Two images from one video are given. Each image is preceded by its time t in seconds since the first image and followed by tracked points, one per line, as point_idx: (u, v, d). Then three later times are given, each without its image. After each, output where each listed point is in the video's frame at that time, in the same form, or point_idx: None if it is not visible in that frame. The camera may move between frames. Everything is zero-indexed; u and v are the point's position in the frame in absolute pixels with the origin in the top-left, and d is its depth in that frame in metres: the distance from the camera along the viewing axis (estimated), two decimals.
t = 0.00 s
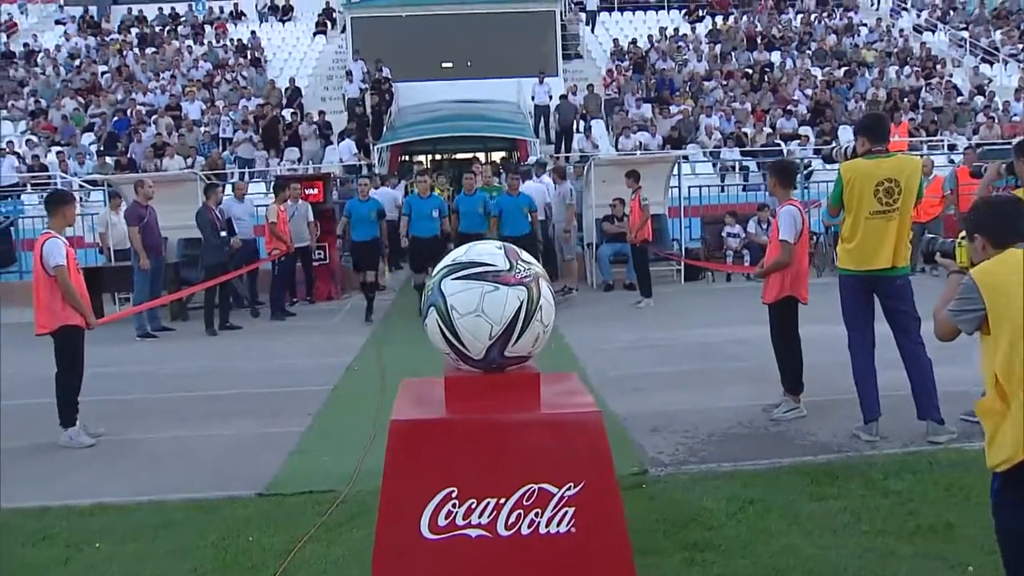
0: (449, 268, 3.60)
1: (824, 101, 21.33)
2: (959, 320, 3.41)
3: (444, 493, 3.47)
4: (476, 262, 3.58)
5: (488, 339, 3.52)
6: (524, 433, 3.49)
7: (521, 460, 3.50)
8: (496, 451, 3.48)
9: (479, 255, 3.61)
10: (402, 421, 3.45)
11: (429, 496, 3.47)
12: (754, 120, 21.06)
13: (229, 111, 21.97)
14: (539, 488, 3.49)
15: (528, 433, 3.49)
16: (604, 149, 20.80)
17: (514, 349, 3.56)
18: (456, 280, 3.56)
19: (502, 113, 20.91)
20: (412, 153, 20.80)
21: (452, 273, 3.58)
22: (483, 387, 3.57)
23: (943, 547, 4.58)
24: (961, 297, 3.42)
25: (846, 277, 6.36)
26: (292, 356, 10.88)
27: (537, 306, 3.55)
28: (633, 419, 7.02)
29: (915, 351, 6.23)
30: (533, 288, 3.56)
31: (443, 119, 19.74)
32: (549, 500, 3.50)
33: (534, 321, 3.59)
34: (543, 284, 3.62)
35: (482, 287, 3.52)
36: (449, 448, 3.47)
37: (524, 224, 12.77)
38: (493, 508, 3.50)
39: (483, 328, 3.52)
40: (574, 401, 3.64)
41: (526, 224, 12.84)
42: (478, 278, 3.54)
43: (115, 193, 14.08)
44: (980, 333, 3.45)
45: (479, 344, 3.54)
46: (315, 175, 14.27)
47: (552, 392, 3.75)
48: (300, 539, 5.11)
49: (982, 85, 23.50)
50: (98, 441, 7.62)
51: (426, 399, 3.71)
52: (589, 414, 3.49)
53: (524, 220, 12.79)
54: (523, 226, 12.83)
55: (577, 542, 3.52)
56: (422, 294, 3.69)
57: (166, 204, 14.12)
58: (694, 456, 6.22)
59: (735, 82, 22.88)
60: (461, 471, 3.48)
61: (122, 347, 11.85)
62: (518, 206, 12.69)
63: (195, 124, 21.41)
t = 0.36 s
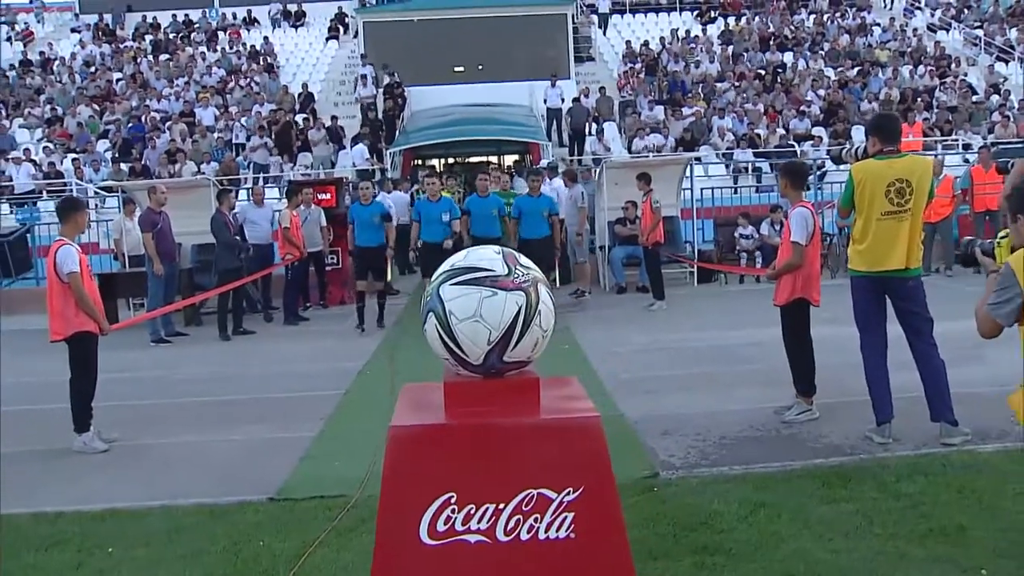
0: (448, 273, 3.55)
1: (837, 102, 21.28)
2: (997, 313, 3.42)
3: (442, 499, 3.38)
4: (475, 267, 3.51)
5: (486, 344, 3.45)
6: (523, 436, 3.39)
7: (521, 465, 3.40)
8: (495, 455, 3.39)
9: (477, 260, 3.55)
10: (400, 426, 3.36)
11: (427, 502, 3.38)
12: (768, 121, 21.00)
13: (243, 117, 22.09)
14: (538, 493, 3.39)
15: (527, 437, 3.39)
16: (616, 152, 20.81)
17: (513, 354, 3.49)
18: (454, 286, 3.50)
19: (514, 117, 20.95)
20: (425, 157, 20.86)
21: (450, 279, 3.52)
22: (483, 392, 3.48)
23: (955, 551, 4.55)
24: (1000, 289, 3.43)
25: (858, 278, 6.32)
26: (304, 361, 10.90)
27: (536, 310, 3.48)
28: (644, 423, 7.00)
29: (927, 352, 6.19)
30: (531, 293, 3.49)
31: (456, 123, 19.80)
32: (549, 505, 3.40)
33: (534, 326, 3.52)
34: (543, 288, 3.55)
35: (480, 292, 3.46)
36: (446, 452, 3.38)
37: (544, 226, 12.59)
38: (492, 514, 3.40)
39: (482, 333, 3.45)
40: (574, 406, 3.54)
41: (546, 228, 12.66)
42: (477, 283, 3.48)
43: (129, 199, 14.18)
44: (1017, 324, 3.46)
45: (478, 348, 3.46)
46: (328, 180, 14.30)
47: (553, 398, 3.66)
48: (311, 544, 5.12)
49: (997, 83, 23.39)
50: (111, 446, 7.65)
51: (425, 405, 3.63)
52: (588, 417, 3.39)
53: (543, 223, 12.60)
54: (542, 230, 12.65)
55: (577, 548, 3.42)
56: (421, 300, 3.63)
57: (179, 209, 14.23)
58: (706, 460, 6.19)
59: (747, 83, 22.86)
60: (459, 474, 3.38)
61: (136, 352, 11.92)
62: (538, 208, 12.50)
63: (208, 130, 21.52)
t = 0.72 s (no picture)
0: (440, 284, 3.52)
1: (837, 111, 21.35)
2: None
3: (434, 511, 3.35)
4: (467, 278, 3.49)
5: (479, 355, 3.43)
6: (515, 449, 3.36)
7: (513, 478, 3.37)
8: (487, 467, 3.36)
9: (470, 270, 3.53)
10: (392, 438, 3.34)
11: (418, 516, 3.35)
12: (768, 130, 21.08)
13: (244, 127, 22.15)
14: (531, 505, 3.37)
15: (520, 450, 3.36)
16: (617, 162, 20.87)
17: (506, 365, 3.47)
18: (446, 296, 3.48)
19: (514, 126, 20.97)
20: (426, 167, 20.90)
21: (442, 289, 3.50)
22: (476, 403, 3.46)
23: (957, 561, 4.51)
24: None
25: (858, 286, 6.31)
26: (305, 371, 10.88)
27: (529, 321, 3.46)
28: (644, 432, 6.98)
29: (928, 360, 6.17)
30: (524, 303, 3.47)
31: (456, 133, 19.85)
32: (542, 518, 3.37)
33: (527, 336, 3.50)
34: (535, 298, 3.53)
35: (472, 303, 3.43)
36: (438, 465, 3.35)
37: (546, 242, 12.31)
38: (484, 526, 3.37)
39: (475, 345, 3.43)
40: (568, 417, 3.52)
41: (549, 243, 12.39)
42: (469, 293, 3.45)
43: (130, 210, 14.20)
44: None
45: (471, 359, 3.44)
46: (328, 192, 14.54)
47: (547, 409, 3.63)
48: (309, 556, 5.10)
49: (997, 91, 23.45)
50: (110, 457, 7.63)
51: (418, 417, 3.61)
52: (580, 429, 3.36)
53: (545, 239, 12.34)
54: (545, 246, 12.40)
55: (570, 561, 3.39)
56: (414, 310, 3.61)
57: (180, 220, 14.24)
58: (706, 469, 6.17)
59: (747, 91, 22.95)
60: (452, 486, 3.36)
61: (136, 363, 11.91)
62: (538, 223, 12.25)
63: (210, 140, 21.57)
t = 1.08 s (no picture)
0: (434, 283, 3.51)
1: (834, 106, 21.36)
2: None
3: (430, 513, 3.34)
4: (462, 277, 3.48)
5: (474, 355, 3.41)
6: (510, 450, 3.35)
7: (509, 478, 3.35)
8: (482, 467, 3.35)
9: (464, 269, 3.51)
10: (387, 440, 3.33)
11: (414, 517, 3.33)
12: (765, 126, 21.13)
13: (241, 127, 22.14)
14: (527, 506, 3.35)
15: (515, 451, 3.35)
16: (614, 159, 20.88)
17: (501, 365, 3.45)
18: (440, 296, 3.46)
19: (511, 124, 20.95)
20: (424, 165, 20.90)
21: (436, 289, 3.49)
22: (471, 404, 3.45)
23: (957, 558, 4.50)
24: None
25: (857, 283, 6.28)
26: (303, 371, 10.86)
27: (524, 320, 3.44)
28: (643, 430, 6.96)
29: (927, 356, 6.16)
30: (519, 302, 3.46)
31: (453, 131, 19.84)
32: (538, 519, 3.35)
33: (522, 335, 3.48)
34: (530, 297, 3.52)
35: (466, 303, 3.42)
36: (433, 466, 3.34)
37: (549, 243, 11.25)
38: (480, 528, 3.36)
39: (469, 344, 3.41)
40: (564, 417, 3.51)
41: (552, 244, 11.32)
42: (463, 293, 3.44)
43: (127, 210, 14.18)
44: None
45: (465, 359, 3.42)
46: (325, 191, 14.58)
47: (542, 409, 3.62)
48: (307, 556, 5.09)
49: (994, 86, 23.46)
50: (108, 458, 7.62)
51: (413, 419, 3.60)
52: (576, 430, 3.35)
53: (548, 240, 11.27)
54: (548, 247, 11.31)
55: (566, 562, 3.37)
56: (408, 311, 3.60)
57: (177, 220, 14.23)
58: (704, 467, 6.16)
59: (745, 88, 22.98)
60: (446, 488, 3.34)
61: (134, 364, 11.89)
62: (541, 222, 11.18)
63: (207, 140, 21.55)
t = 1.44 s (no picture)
0: (427, 290, 3.50)
1: (831, 112, 21.40)
2: None
3: (423, 521, 3.33)
4: (455, 283, 3.47)
5: (467, 362, 3.40)
6: (503, 457, 3.34)
7: (502, 485, 3.34)
8: (476, 475, 3.34)
9: (458, 275, 3.50)
10: (380, 448, 3.31)
11: (406, 526, 3.32)
12: (762, 131, 21.20)
13: (239, 131, 22.15)
14: (521, 514, 3.34)
15: (509, 458, 3.34)
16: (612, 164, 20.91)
17: (494, 372, 3.44)
18: (434, 303, 3.45)
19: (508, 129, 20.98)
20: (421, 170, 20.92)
21: (429, 296, 3.48)
22: (464, 411, 3.44)
23: (954, 564, 4.49)
24: None
25: (854, 289, 6.27)
26: (300, 376, 10.83)
27: (517, 327, 3.44)
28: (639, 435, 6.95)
29: (924, 362, 6.15)
30: (512, 310, 3.46)
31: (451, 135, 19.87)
32: (531, 527, 3.34)
33: (515, 342, 3.48)
34: (524, 304, 3.51)
35: (460, 309, 3.41)
36: (426, 474, 3.33)
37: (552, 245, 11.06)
38: (473, 536, 3.34)
39: (463, 351, 3.40)
40: (558, 424, 3.50)
41: (553, 248, 11.14)
42: (457, 300, 3.43)
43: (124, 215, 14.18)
44: None
45: (459, 367, 3.41)
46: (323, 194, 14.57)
47: (536, 417, 3.61)
48: (303, 562, 5.07)
49: (990, 92, 23.52)
50: (103, 463, 7.59)
51: (406, 426, 3.59)
52: (570, 438, 3.34)
53: (550, 243, 11.08)
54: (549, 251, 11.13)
55: (559, 571, 3.36)
56: (401, 318, 3.58)
57: (175, 225, 14.24)
58: (701, 473, 6.14)
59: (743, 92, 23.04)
60: (440, 496, 3.33)
61: (130, 368, 11.86)
62: (542, 225, 11.02)
63: (204, 144, 21.54)
